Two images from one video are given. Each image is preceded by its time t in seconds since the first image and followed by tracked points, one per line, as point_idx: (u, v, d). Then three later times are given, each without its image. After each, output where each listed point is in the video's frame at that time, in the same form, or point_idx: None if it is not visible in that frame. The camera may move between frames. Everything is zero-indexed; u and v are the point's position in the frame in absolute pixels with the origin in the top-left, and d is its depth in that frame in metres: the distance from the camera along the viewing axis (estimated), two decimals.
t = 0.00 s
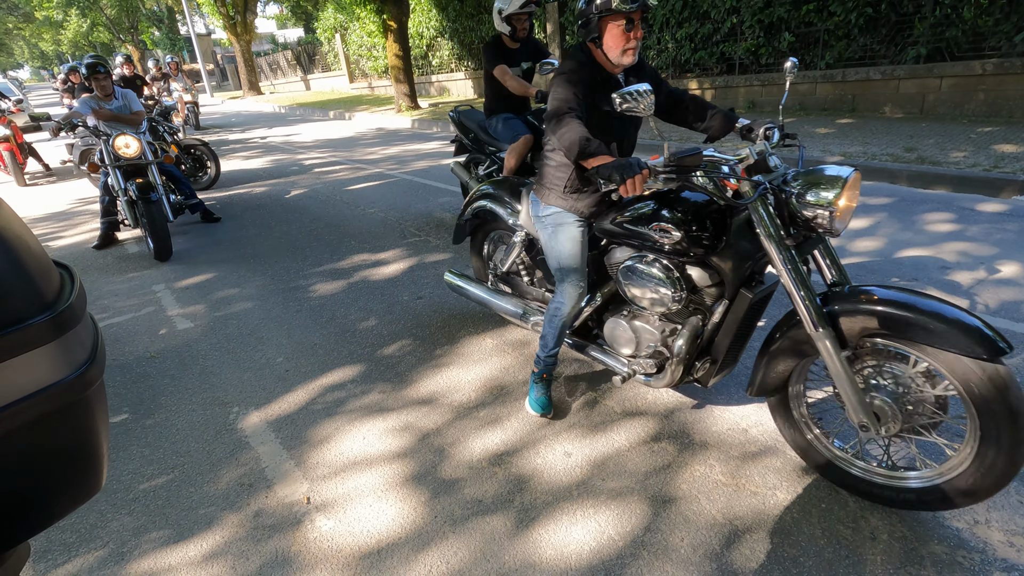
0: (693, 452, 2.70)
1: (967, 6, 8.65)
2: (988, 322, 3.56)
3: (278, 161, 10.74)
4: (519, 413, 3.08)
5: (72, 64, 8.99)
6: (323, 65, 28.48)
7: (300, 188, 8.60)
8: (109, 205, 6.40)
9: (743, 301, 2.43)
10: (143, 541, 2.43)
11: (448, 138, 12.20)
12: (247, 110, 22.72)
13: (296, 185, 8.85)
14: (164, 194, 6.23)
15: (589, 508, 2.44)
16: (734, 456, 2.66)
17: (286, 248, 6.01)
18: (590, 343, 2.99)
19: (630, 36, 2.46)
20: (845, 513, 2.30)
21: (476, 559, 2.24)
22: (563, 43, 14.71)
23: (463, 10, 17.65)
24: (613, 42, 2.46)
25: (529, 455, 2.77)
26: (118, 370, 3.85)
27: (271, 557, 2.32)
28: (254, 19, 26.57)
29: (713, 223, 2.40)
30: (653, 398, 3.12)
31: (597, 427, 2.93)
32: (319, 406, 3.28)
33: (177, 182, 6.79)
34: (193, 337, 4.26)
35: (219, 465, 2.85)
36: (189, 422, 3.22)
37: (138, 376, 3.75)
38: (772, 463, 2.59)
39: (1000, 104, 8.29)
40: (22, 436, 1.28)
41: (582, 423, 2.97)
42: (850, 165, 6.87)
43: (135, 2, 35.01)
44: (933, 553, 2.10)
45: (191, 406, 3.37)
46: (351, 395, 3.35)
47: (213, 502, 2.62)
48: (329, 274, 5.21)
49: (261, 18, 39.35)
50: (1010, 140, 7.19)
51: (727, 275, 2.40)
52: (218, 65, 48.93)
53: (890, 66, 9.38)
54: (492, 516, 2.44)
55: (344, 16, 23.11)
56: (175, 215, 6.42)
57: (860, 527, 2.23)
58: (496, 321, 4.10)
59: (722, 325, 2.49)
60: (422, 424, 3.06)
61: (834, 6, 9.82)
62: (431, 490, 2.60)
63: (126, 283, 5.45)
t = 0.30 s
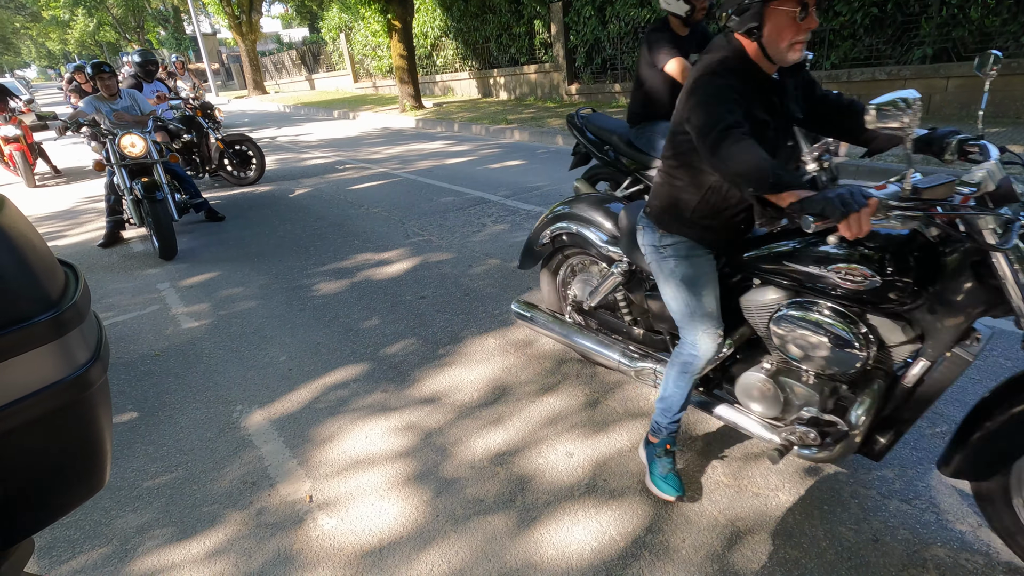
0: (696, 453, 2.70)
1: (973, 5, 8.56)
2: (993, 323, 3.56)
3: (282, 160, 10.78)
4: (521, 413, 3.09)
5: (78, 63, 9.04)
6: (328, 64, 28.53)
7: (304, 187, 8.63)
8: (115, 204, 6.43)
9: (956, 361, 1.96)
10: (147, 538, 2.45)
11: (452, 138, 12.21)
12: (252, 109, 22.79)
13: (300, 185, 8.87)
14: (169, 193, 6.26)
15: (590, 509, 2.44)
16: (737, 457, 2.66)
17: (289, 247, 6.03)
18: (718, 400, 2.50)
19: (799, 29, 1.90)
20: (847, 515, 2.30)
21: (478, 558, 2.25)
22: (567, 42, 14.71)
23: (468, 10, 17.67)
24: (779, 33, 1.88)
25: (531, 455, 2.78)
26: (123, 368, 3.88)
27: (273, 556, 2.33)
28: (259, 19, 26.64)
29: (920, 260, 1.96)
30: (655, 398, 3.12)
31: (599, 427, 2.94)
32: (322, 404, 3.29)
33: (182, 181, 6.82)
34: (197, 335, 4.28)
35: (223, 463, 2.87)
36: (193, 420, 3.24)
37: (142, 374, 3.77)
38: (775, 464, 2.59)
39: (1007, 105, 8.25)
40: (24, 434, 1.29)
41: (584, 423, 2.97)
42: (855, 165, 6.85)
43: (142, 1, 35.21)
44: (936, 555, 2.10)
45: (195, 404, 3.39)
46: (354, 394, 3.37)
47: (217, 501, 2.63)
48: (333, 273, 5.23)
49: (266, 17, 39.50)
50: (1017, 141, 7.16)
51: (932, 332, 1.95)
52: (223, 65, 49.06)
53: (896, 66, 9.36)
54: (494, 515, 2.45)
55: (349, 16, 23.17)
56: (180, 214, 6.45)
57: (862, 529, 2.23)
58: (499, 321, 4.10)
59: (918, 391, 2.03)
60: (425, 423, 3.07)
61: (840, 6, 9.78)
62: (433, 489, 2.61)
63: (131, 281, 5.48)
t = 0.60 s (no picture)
0: (697, 452, 2.70)
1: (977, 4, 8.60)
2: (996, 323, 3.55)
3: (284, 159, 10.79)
4: (522, 412, 3.10)
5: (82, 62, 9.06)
6: (329, 63, 28.53)
7: (306, 186, 8.64)
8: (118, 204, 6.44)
9: None
10: (150, 537, 2.46)
11: (454, 137, 12.22)
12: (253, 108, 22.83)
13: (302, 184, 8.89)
14: (172, 192, 6.27)
15: (592, 508, 2.44)
16: (738, 456, 2.66)
17: (291, 246, 6.04)
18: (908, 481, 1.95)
19: None
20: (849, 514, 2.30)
21: (479, 557, 2.25)
22: (569, 41, 14.71)
23: (470, 9, 17.68)
24: None
25: (533, 454, 2.78)
26: (125, 367, 3.89)
27: (275, 555, 2.33)
28: (261, 18, 26.67)
29: None
30: (657, 397, 3.13)
31: (601, 426, 2.93)
32: (324, 403, 3.30)
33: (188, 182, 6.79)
34: (200, 334, 4.29)
35: (225, 462, 2.87)
36: (196, 419, 3.25)
37: (145, 373, 3.78)
38: (776, 464, 2.59)
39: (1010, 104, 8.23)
40: (24, 434, 1.29)
41: (586, 422, 2.97)
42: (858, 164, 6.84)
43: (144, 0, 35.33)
44: (939, 555, 2.10)
45: (197, 403, 3.40)
46: (355, 393, 3.37)
47: (219, 499, 2.64)
48: (335, 272, 5.23)
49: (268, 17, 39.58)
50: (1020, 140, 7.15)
51: None
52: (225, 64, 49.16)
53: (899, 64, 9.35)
54: (495, 514, 2.45)
55: (350, 15, 23.19)
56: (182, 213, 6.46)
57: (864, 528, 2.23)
58: (501, 320, 4.10)
59: None
60: (427, 421, 3.07)
61: (843, 4, 9.79)
62: (434, 488, 2.62)
63: (133, 280, 5.50)
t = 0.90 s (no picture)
0: (699, 451, 2.70)
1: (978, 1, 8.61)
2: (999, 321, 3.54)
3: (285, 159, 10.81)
4: (524, 411, 3.09)
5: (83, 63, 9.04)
6: (330, 63, 28.54)
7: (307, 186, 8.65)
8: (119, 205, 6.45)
9: None
10: (153, 537, 2.46)
11: (455, 137, 12.23)
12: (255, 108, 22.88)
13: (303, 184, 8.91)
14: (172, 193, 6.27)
15: (593, 507, 2.44)
16: (740, 455, 2.65)
17: (293, 246, 6.04)
18: None
19: None
20: (852, 514, 2.30)
21: (480, 557, 2.25)
22: (569, 40, 14.71)
23: (470, 8, 17.68)
24: None
25: (534, 453, 2.78)
26: (127, 367, 3.90)
27: (276, 555, 2.33)
28: (262, 18, 26.69)
29: None
30: (658, 397, 3.12)
31: (602, 426, 2.93)
32: (326, 403, 3.30)
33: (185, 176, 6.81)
34: (201, 334, 4.29)
35: (227, 462, 2.88)
36: (197, 419, 3.25)
37: (146, 373, 3.79)
38: (778, 463, 2.58)
39: (1012, 102, 8.21)
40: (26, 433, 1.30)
41: (587, 422, 2.97)
42: (859, 163, 6.84)
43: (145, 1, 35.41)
44: (942, 555, 2.10)
45: (199, 403, 3.40)
46: (356, 393, 3.37)
47: (221, 499, 2.64)
48: (336, 273, 5.24)
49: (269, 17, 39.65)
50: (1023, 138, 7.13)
51: None
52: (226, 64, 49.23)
53: (901, 62, 9.33)
54: (496, 513, 2.45)
55: (351, 15, 23.21)
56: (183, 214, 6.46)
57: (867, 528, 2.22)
58: (502, 320, 4.10)
59: None
60: (429, 421, 3.07)
61: (844, 2, 9.78)
62: (436, 487, 2.62)
63: (135, 280, 5.50)
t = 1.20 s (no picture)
0: (702, 452, 2.69)
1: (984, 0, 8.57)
2: (1004, 321, 3.53)
3: (289, 161, 10.84)
4: (527, 412, 3.09)
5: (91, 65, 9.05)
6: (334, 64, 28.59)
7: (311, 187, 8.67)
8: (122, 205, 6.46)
9: None
10: (155, 537, 2.46)
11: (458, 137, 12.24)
12: (259, 109, 22.96)
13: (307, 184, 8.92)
14: (176, 193, 6.29)
15: (596, 508, 2.43)
16: (744, 456, 2.64)
17: (297, 246, 6.06)
18: None
19: None
20: (857, 516, 2.28)
21: (482, 557, 2.25)
22: (572, 41, 14.71)
23: (473, 9, 17.70)
24: None
25: (537, 454, 2.77)
26: (131, 367, 3.91)
27: (278, 555, 2.33)
28: (266, 19, 26.77)
29: None
30: (661, 397, 3.12)
31: (604, 426, 2.93)
32: (329, 403, 3.30)
33: (185, 176, 6.81)
34: (204, 335, 4.31)
35: (228, 463, 2.88)
36: (199, 419, 3.25)
37: (149, 374, 3.80)
38: (782, 464, 2.57)
39: (1018, 102, 8.18)
40: (23, 432, 1.30)
41: (589, 422, 2.96)
42: (863, 163, 6.82)
43: (150, 2, 35.60)
44: (948, 557, 2.08)
45: (202, 403, 3.41)
46: (359, 394, 3.37)
47: (223, 499, 2.65)
48: (339, 273, 5.24)
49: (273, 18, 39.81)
50: None
51: None
52: (231, 65, 49.43)
53: (905, 62, 9.29)
54: (498, 514, 2.45)
55: (355, 16, 23.26)
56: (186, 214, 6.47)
57: (872, 530, 2.21)
58: (505, 320, 4.10)
59: None
60: (431, 422, 3.07)
61: (848, 2, 9.75)
62: (437, 488, 2.62)
63: (139, 281, 5.52)
